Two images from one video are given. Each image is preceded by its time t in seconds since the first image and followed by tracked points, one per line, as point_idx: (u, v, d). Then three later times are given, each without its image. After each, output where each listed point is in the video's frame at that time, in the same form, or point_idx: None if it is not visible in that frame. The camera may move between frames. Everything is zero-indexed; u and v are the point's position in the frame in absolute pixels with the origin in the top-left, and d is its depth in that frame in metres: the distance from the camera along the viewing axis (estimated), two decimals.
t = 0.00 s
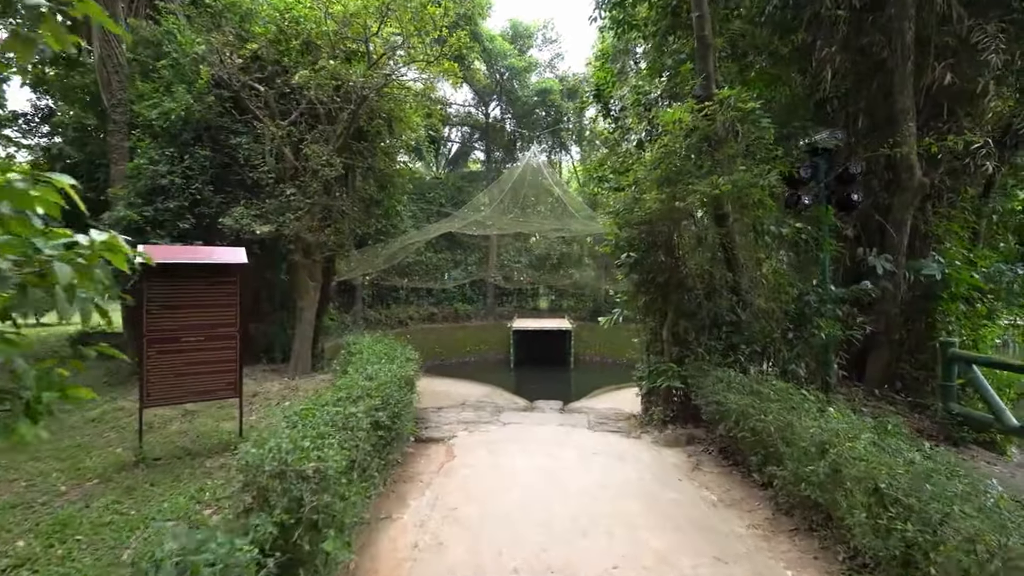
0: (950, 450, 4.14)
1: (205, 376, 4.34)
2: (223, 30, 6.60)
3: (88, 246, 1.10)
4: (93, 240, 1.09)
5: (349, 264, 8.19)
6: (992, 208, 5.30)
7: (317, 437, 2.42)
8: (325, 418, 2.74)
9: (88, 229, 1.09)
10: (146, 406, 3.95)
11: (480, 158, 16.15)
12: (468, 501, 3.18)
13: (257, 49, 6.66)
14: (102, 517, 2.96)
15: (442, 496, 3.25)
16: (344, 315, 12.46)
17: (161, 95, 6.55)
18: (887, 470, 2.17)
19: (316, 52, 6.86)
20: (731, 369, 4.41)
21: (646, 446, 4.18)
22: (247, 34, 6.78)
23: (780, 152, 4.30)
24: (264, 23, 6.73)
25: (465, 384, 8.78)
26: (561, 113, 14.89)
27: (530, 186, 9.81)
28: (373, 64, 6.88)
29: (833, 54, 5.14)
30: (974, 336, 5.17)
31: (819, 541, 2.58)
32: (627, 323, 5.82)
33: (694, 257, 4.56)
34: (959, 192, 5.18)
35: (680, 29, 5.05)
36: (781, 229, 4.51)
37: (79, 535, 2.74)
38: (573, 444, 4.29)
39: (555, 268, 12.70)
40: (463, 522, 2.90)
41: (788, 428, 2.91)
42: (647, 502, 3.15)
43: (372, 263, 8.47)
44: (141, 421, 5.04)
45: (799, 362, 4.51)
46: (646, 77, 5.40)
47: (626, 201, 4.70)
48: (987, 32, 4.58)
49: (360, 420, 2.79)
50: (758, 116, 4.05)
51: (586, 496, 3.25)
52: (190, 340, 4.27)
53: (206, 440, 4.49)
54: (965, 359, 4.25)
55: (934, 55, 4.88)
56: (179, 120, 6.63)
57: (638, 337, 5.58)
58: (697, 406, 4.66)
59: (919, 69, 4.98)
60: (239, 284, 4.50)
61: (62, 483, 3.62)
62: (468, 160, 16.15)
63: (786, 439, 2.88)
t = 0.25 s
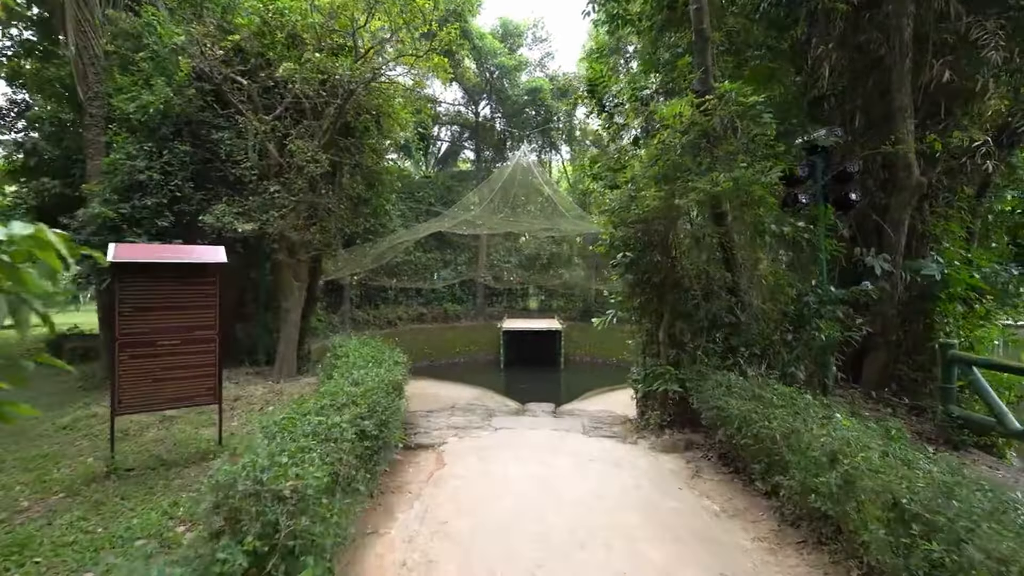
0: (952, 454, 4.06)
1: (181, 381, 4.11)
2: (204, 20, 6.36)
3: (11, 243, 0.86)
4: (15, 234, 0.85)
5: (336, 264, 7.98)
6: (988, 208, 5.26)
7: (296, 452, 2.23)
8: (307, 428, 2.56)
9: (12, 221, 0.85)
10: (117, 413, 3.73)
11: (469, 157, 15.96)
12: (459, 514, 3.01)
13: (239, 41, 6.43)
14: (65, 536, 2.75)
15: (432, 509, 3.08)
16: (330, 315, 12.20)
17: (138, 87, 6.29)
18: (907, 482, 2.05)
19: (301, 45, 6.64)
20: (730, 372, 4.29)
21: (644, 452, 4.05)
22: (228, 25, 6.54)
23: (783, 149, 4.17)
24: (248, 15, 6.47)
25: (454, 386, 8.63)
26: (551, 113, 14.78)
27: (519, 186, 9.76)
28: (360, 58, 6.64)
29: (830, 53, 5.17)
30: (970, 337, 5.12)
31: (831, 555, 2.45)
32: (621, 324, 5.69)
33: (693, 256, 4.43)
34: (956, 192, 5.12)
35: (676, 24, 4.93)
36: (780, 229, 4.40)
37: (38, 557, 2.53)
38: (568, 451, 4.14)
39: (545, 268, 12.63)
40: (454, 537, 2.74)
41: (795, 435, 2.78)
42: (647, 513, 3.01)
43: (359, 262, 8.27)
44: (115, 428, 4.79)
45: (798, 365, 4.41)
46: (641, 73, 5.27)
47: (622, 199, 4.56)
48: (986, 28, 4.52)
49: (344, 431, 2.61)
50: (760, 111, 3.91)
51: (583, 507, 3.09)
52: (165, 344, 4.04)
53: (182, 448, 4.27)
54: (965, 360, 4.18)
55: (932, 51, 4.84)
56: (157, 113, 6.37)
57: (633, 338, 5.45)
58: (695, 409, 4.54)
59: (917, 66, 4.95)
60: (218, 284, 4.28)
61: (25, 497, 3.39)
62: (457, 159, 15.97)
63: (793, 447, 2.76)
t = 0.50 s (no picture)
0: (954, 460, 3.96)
1: (151, 391, 3.82)
2: (181, 9, 6.08)
3: None
4: None
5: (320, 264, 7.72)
6: (983, 210, 5.19)
7: (271, 479, 2.02)
8: (283, 446, 2.34)
9: None
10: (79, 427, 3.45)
11: (457, 157, 15.74)
12: (448, 533, 2.82)
13: (218, 31, 6.14)
14: (16, 566, 2.50)
15: (420, 528, 2.88)
16: (315, 317, 11.90)
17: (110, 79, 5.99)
18: (936, 504, 1.90)
19: (283, 36, 6.37)
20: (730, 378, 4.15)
21: (642, 462, 3.89)
22: (206, 16, 6.27)
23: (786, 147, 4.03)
24: (228, 4, 6.15)
25: (442, 390, 8.42)
26: (540, 112, 14.63)
27: (508, 186, 9.61)
28: (346, 52, 6.29)
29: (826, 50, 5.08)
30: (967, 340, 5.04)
31: None
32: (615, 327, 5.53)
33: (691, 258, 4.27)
34: (952, 192, 5.04)
35: (672, 17, 4.79)
36: (780, 229, 4.27)
37: None
38: (563, 460, 3.97)
39: (533, 268, 12.50)
40: (444, 560, 2.54)
41: (806, 447, 2.64)
42: (648, 531, 2.84)
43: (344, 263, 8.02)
44: (82, 440, 4.52)
45: (798, 370, 4.28)
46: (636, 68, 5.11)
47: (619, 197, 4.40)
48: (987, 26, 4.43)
49: (325, 449, 2.40)
50: (763, 106, 3.76)
51: (582, 524, 2.92)
52: (133, 350, 3.76)
53: (153, 461, 4.01)
54: (968, 366, 4.09)
55: (932, 49, 4.75)
56: (129, 107, 6.05)
57: (627, 342, 5.29)
58: (693, 416, 4.40)
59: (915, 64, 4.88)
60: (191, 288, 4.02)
61: None
62: (445, 158, 15.74)
63: (803, 460, 2.61)
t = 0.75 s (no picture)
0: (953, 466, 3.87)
1: (114, 398, 3.54)
2: None
3: None
4: None
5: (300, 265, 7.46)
6: (975, 210, 5.15)
7: (237, 503, 1.81)
8: (254, 466, 2.13)
9: None
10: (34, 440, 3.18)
11: (443, 157, 15.52)
12: (435, 553, 2.63)
13: (193, 21, 5.85)
14: None
15: (404, 548, 2.68)
16: (298, 318, 11.59)
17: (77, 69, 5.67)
18: (962, 523, 1.76)
19: (262, 27, 6.12)
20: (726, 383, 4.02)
21: (636, 471, 3.73)
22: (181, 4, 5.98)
23: (785, 144, 3.92)
24: None
25: (428, 393, 8.21)
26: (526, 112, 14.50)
27: (495, 186, 9.45)
28: (327, 43, 5.97)
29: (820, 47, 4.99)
30: (961, 342, 4.98)
31: None
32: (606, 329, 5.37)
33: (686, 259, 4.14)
34: (944, 192, 4.99)
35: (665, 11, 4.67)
36: (776, 230, 4.15)
37: None
38: (555, 470, 3.80)
39: (520, 269, 12.36)
40: None
41: (813, 459, 2.49)
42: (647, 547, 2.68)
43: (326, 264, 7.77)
44: (42, 452, 4.22)
45: (795, 374, 4.17)
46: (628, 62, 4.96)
47: (613, 196, 4.24)
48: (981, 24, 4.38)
49: (301, 466, 2.20)
50: (762, 100, 3.63)
51: (576, 542, 2.75)
52: (104, 356, 3.49)
53: (117, 475, 3.74)
54: (964, 369, 4.00)
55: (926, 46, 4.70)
56: (98, 97, 5.70)
57: (619, 345, 5.15)
58: (688, 422, 4.26)
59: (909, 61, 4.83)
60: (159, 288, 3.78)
61: None
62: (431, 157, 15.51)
63: (811, 473, 2.47)
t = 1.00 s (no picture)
0: (954, 470, 3.78)
1: (76, 408, 3.29)
2: None
3: None
4: None
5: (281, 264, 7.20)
6: (969, 209, 5.10)
7: (198, 536, 1.61)
8: (221, 489, 1.93)
9: None
10: None
11: (430, 156, 15.29)
12: None
13: (167, 8, 5.58)
14: None
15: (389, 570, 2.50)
16: (281, 319, 11.28)
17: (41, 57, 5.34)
18: (997, 546, 1.63)
19: (240, 16, 5.87)
20: (724, 386, 3.88)
21: (633, 480, 3.57)
22: None
23: (784, 139, 3.78)
24: None
25: (414, 397, 8.00)
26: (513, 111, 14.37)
27: (482, 186, 9.29)
28: (308, 33, 5.74)
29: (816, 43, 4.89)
30: (956, 343, 4.92)
31: None
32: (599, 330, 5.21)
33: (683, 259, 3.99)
34: (939, 189, 4.92)
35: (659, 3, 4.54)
36: (775, 228, 4.02)
37: None
38: (547, 483, 3.62)
39: (508, 269, 12.21)
40: None
41: (823, 470, 2.36)
42: (649, 567, 2.52)
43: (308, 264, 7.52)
44: None
45: (794, 377, 4.04)
46: (621, 56, 4.81)
47: (607, 193, 4.06)
48: (980, 19, 4.31)
49: (273, 487, 2.00)
50: (763, 92, 3.49)
51: (573, 561, 2.58)
52: (48, 366, 3.22)
53: (79, 490, 3.48)
54: (964, 370, 3.91)
55: (922, 41, 4.65)
56: (64, 87, 5.38)
57: (611, 346, 4.99)
58: (684, 428, 4.12)
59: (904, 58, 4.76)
60: (125, 290, 3.52)
61: None
62: (418, 156, 15.25)
63: (821, 485, 2.33)
